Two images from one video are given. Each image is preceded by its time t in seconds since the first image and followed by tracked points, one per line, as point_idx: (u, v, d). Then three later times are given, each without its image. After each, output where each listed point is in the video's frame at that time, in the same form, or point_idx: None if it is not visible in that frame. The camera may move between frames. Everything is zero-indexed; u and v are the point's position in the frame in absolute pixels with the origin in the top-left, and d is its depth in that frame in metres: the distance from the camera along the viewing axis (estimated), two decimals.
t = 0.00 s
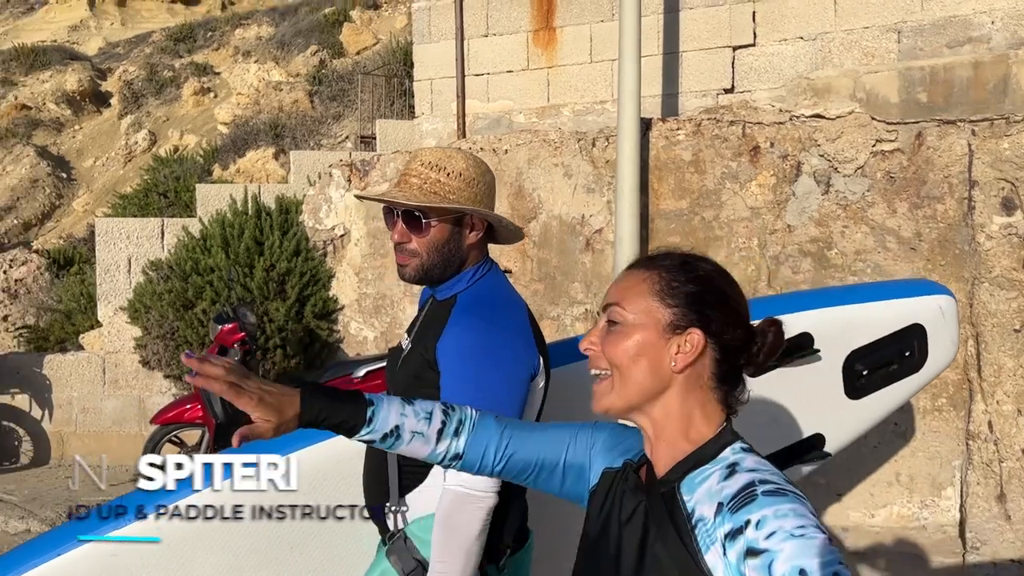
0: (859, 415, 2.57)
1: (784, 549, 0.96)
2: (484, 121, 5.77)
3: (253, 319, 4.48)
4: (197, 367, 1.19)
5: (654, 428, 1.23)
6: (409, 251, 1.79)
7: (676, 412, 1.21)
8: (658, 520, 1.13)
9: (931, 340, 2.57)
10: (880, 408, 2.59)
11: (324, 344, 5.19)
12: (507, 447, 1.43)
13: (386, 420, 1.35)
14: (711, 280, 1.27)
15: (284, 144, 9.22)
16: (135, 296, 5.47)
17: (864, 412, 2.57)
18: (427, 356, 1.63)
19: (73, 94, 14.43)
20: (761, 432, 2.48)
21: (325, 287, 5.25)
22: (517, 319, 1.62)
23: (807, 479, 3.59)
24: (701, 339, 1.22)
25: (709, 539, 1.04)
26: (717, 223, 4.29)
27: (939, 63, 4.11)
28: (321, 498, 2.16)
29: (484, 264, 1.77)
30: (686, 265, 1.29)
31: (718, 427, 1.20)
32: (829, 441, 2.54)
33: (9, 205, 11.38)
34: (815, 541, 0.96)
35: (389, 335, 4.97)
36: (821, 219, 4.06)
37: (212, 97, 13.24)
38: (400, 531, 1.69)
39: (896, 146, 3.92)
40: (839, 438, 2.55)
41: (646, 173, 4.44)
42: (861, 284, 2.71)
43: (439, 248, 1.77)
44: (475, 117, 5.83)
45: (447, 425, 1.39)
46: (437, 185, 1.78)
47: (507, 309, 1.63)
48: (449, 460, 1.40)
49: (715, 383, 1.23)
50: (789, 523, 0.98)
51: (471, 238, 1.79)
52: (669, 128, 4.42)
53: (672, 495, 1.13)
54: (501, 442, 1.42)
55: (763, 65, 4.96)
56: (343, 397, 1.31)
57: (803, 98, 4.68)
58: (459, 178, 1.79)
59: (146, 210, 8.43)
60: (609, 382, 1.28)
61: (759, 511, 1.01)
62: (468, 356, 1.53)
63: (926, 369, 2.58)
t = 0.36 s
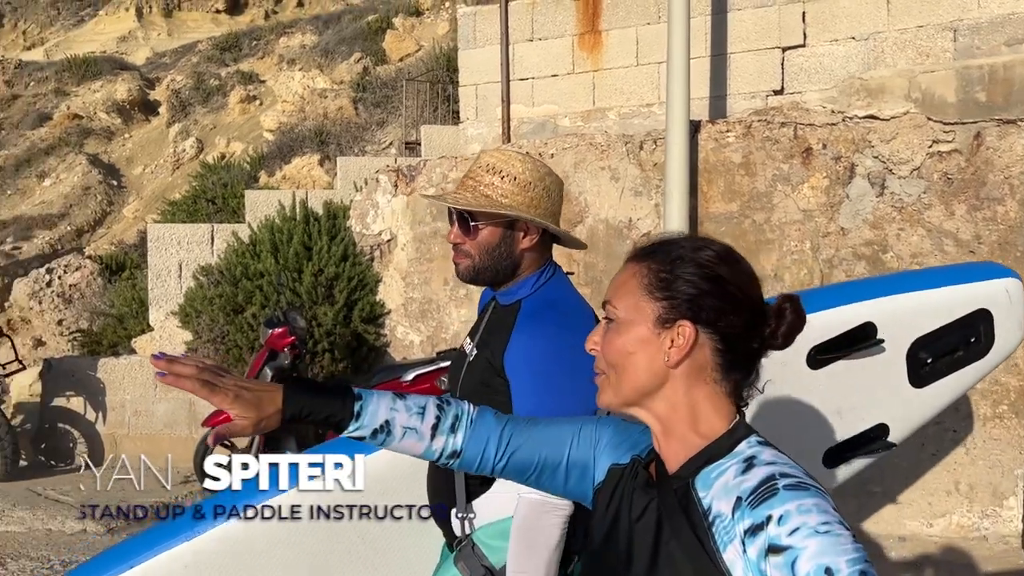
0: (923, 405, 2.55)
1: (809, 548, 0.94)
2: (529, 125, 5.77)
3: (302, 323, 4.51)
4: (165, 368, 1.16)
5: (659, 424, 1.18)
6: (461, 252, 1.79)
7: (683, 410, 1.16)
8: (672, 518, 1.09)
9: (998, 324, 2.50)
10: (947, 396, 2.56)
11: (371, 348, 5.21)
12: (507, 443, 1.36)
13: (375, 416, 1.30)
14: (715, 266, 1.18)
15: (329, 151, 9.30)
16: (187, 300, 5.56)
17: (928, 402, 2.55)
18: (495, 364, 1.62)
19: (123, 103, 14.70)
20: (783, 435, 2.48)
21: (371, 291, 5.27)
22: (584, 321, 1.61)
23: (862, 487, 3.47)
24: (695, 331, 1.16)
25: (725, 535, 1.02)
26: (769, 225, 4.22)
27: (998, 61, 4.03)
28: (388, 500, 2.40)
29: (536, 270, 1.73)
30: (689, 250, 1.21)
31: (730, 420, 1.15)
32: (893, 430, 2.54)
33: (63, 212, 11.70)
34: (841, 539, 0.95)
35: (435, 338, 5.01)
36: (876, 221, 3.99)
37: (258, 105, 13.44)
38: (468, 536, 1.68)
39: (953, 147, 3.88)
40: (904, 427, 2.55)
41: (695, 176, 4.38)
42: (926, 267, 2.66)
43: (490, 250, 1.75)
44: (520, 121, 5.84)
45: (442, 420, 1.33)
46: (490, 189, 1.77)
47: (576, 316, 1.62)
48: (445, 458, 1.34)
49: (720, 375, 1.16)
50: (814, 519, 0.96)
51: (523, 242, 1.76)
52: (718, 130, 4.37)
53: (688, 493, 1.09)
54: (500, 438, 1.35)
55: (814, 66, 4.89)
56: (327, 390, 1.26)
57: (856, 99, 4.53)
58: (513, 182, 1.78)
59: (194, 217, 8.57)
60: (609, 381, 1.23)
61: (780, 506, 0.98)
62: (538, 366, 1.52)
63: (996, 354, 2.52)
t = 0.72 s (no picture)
0: (997, 407, 2.47)
1: (824, 534, 0.97)
2: (579, 129, 5.76)
3: (356, 327, 4.56)
4: (190, 369, 1.20)
5: (671, 428, 1.21)
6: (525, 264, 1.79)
7: (694, 415, 1.19)
8: (690, 518, 1.12)
9: None
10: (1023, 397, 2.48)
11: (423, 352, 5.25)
12: (521, 448, 1.38)
13: (394, 417, 1.35)
14: (724, 277, 1.21)
15: (380, 157, 9.40)
16: (243, 305, 5.66)
17: (1003, 404, 2.47)
18: (547, 370, 1.62)
19: (180, 112, 15.10)
20: (805, 434, 2.48)
21: (423, 295, 5.34)
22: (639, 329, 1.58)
23: (925, 497, 3.34)
24: (702, 338, 1.19)
25: (743, 530, 1.05)
26: (826, 229, 4.15)
27: None
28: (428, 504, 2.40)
29: (597, 278, 1.72)
30: (698, 262, 1.23)
31: (740, 423, 1.18)
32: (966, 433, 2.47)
33: (123, 219, 12.02)
34: (854, 527, 0.98)
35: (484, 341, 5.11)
36: (937, 225, 3.93)
37: (310, 113, 13.66)
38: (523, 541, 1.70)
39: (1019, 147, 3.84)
40: (976, 430, 2.47)
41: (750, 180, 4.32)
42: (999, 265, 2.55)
43: (550, 261, 1.74)
44: (570, 126, 5.84)
45: (456, 423, 1.38)
46: (546, 200, 1.75)
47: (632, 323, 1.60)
48: (459, 462, 1.38)
49: (729, 380, 1.19)
50: (828, 510, 1.00)
51: (584, 250, 1.73)
52: (773, 132, 4.31)
53: (705, 492, 1.13)
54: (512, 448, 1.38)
55: (871, 67, 4.80)
56: (346, 392, 1.31)
57: (916, 99, 4.54)
58: (569, 191, 1.74)
59: (249, 223, 8.74)
60: (625, 388, 1.27)
61: (794, 499, 1.02)
62: (587, 370, 1.51)
63: None
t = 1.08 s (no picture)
0: None
1: (855, 542, 0.96)
2: (631, 132, 5.73)
3: (408, 330, 4.61)
4: (241, 370, 1.29)
5: (701, 436, 1.19)
6: (569, 261, 1.78)
7: (721, 422, 1.17)
8: (719, 525, 1.10)
9: None
10: None
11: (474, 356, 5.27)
12: (556, 454, 1.36)
13: (433, 421, 1.37)
14: (756, 291, 1.17)
15: (433, 161, 9.47)
16: (299, 307, 5.74)
17: None
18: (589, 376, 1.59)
19: (239, 118, 15.45)
20: (863, 447, 2.42)
21: (474, 299, 5.37)
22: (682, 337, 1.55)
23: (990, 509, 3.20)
24: (720, 348, 1.17)
25: (771, 536, 1.04)
26: (885, 232, 4.06)
27: None
28: (439, 504, 2.42)
29: (642, 279, 1.68)
30: (729, 272, 1.20)
31: (772, 432, 1.15)
32: None
33: (184, 223, 12.33)
34: (885, 534, 0.97)
35: (537, 348, 5.06)
36: (1002, 227, 3.83)
37: (364, 118, 13.85)
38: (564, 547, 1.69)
39: None
40: None
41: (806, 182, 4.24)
42: None
43: (594, 258, 1.72)
44: (622, 128, 5.80)
45: (493, 427, 1.38)
46: (595, 198, 1.74)
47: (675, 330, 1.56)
48: (495, 467, 1.37)
49: (751, 392, 1.16)
50: (858, 517, 0.98)
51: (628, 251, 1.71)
52: (830, 133, 4.23)
53: (735, 499, 1.10)
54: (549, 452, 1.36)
55: (932, 65, 4.69)
56: (388, 396, 1.34)
57: (980, 98, 4.43)
58: (620, 191, 1.73)
59: (305, 227, 8.88)
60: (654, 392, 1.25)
61: (825, 507, 1.00)
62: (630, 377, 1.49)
63: None
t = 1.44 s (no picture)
0: None
1: (884, 541, 0.93)
2: (686, 129, 5.67)
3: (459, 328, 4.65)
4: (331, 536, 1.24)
5: (740, 429, 1.17)
6: (606, 254, 1.75)
7: (762, 414, 1.14)
8: (751, 519, 1.08)
9: None
10: None
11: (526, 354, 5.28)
12: (605, 542, 1.40)
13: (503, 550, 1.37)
14: (808, 285, 1.12)
15: (488, 160, 9.53)
16: (355, 305, 5.83)
17: None
18: (629, 369, 1.56)
19: (301, 121, 15.76)
20: (926, 452, 2.33)
21: (526, 297, 5.38)
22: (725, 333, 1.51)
23: None
24: (755, 336, 1.14)
25: (800, 532, 1.01)
26: (948, 230, 3.94)
27: None
28: (439, 504, 2.44)
29: (680, 273, 1.66)
30: (774, 264, 1.16)
31: (812, 426, 1.11)
32: None
33: (246, 224, 12.63)
34: (918, 533, 0.93)
35: (586, 346, 5.12)
36: None
37: (422, 119, 14.00)
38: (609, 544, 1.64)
39: None
40: None
41: (865, 178, 4.13)
42: None
43: (631, 250, 1.70)
44: (676, 126, 5.75)
45: (553, 541, 1.40)
46: (634, 189, 1.72)
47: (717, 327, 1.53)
48: None
49: (788, 383, 1.12)
50: (890, 515, 0.95)
51: (667, 244, 1.68)
52: (891, 128, 4.12)
53: (768, 493, 1.08)
54: (595, 535, 1.40)
55: (1000, 58, 4.54)
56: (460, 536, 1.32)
57: None
58: (659, 183, 1.70)
59: (362, 226, 9.02)
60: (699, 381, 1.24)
61: (855, 503, 0.97)
62: (675, 368, 1.46)
63: None
